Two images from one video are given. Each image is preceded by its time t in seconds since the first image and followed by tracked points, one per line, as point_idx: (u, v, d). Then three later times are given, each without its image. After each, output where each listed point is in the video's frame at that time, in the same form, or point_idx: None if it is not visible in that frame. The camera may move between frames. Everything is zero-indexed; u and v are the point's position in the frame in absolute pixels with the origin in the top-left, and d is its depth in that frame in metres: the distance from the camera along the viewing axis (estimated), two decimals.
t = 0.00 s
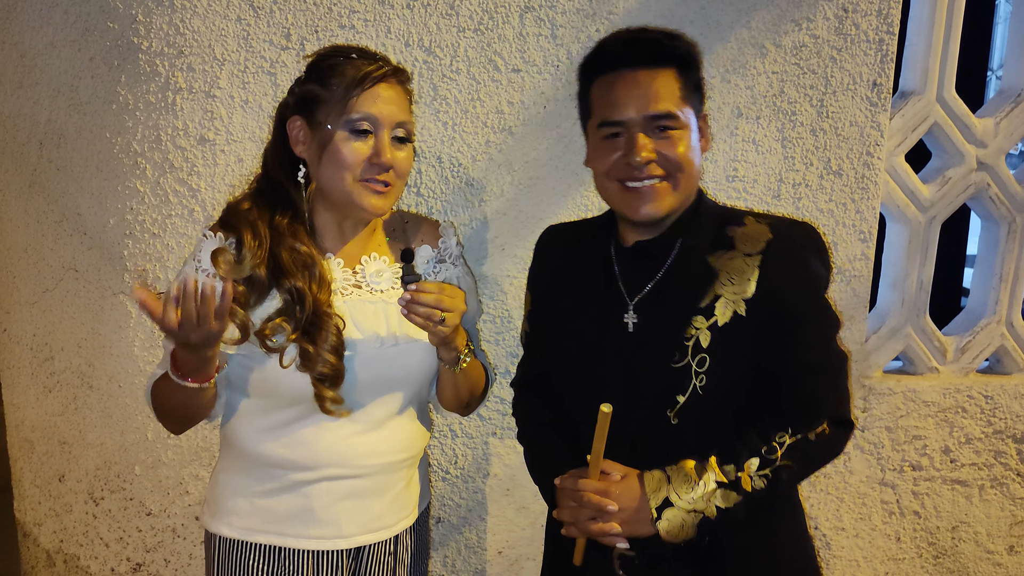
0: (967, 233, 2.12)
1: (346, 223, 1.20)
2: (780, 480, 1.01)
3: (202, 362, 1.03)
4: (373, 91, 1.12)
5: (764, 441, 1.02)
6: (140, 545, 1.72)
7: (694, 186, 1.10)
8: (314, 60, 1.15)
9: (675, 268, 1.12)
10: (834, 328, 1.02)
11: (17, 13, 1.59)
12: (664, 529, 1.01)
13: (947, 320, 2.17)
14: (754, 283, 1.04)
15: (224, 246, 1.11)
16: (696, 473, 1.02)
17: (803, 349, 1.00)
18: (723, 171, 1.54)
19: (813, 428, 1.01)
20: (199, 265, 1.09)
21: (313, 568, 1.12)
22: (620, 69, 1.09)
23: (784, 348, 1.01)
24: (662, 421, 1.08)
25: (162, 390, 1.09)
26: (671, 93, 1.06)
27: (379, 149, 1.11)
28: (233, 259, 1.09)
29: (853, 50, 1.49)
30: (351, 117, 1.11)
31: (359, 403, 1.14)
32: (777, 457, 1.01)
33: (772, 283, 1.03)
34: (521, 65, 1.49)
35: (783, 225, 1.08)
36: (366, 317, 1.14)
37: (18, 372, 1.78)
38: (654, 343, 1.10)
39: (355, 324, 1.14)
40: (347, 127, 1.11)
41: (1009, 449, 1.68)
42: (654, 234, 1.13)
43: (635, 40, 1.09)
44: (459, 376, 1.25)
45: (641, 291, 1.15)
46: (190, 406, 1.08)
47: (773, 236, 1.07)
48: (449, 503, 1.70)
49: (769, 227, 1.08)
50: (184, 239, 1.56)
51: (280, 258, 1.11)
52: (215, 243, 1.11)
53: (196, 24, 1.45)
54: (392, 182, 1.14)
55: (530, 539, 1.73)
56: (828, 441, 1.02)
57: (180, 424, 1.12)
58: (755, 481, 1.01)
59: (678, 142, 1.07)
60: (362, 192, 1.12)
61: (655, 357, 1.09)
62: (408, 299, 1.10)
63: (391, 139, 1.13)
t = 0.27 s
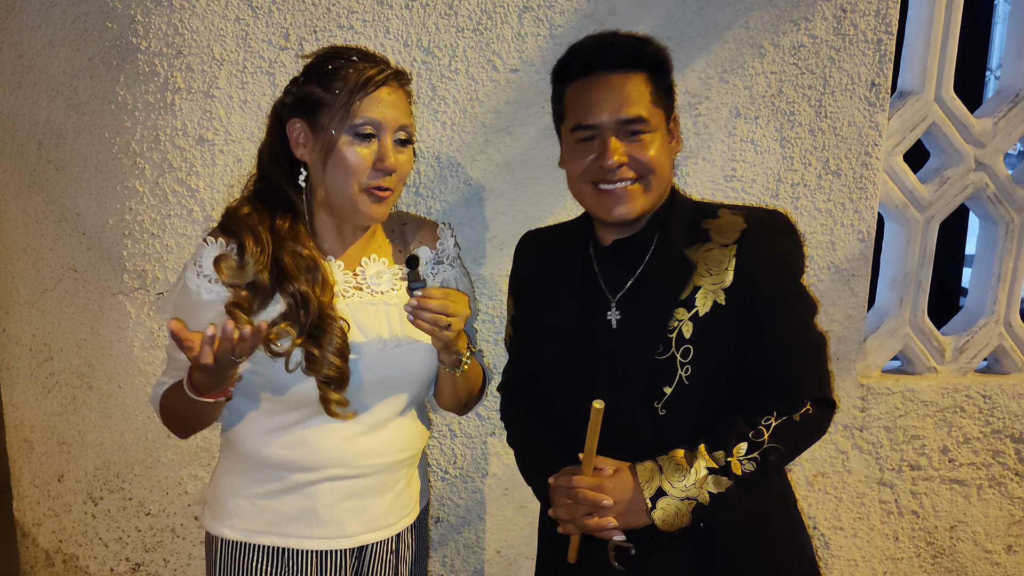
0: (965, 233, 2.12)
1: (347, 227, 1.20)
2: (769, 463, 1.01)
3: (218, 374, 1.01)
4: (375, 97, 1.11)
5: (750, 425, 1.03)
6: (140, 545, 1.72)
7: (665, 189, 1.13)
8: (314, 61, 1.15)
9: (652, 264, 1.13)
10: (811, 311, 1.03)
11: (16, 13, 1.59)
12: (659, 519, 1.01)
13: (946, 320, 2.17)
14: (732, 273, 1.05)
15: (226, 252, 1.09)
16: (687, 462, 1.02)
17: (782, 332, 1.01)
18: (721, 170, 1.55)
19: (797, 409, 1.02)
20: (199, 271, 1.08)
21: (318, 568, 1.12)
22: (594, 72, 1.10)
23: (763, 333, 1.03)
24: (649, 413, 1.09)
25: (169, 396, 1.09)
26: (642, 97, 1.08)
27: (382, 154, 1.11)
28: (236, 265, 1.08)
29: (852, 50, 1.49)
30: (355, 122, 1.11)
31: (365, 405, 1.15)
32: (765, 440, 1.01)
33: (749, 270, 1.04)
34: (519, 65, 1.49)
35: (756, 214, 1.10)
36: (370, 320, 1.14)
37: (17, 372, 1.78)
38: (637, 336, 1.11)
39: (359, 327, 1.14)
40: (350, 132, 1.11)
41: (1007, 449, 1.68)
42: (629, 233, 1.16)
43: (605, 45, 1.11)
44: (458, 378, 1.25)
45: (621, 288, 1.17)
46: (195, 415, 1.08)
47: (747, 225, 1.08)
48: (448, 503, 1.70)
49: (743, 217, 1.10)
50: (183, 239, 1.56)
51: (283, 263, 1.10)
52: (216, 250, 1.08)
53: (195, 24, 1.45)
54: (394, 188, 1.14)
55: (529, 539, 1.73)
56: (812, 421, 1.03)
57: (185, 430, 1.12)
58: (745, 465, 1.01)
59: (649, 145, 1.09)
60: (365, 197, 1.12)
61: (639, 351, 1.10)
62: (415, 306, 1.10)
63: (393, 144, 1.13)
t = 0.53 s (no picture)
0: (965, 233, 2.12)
1: (348, 228, 1.20)
2: (763, 454, 1.01)
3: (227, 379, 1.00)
4: (376, 98, 1.11)
5: (743, 417, 1.03)
6: (139, 544, 1.72)
7: (648, 193, 1.13)
8: (311, 63, 1.14)
9: (641, 263, 1.14)
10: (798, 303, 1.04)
11: (15, 12, 1.59)
12: (656, 512, 1.01)
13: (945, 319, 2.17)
14: (721, 269, 1.06)
15: (231, 254, 1.08)
16: (683, 455, 1.02)
17: (770, 325, 1.02)
18: (720, 170, 1.55)
19: (788, 400, 1.02)
20: (203, 273, 1.07)
21: (323, 568, 1.11)
22: (583, 76, 1.10)
23: (752, 326, 1.03)
24: (644, 409, 1.09)
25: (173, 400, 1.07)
26: (629, 102, 1.08)
27: (382, 155, 1.11)
28: (241, 267, 1.07)
29: (851, 50, 1.49)
30: (356, 125, 1.11)
31: (372, 406, 1.15)
32: (758, 431, 1.01)
33: (736, 264, 1.05)
34: (519, 65, 1.49)
35: (741, 212, 1.11)
36: (374, 320, 1.15)
37: (16, 372, 1.77)
38: (629, 334, 1.11)
39: (363, 328, 1.14)
40: (351, 135, 1.11)
41: (1006, 448, 1.68)
42: (616, 233, 1.17)
43: (596, 48, 1.11)
44: (459, 378, 1.26)
45: (611, 287, 1.18)
46: (198, 423, 1.06)
47: (733, 223, 1.09)
48: (448, 502, 1.70)
49: (729, 215, 1.11)
50: (182, 239, 1.56)
51: (289, 264, 1.09)
52: (221, 252, 1.08)
53: (194, 23, 1.45)
54: (394, 188, 1.15)
55: (529, 538, 1.73)
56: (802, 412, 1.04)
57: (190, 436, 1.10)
58: (739, 457, 1.01)
59: (634, 149, 1.09)
60: (365, 198, 1.12)
61: (632, 348, 1.10)
62: (426, 308, 1.11)
63: (393, 145, 1.13)
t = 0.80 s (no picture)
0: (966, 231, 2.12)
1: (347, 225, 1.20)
2: (758, 450, 1.00)
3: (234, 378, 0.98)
4: (374, 95, 1.11)
5: (738, 414, 1.02)
6: (139, 544, 1.72)
7: (644, 193, 1.12)
8: (305, 62, 1.14)
9: (637, 262, 1.14)
10: (792, 299, 1.02)
11: (15, 11, 1.58)
12: (652, 509, 1.01)
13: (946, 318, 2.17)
14: (714, 267, 1.05)
15: (231, 254, 1.08)
16: (679, 452, 1.02)
17: (762, 321, 1.00)
18: (721, 168, 1.54)
19: (783, 397, 1.01)
20: (203, 273, 1.07)
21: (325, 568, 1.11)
22: (577, 79, 1.10)
23: (745, 322, 1.02)
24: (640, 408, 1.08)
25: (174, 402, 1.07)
26: (624, 102, 1.08)
27: (381, 152, 1.11)
28: (242, 268, 1.06)
29: (852, 48, 1.49)
30: (354, 122, 1.10)
31: (375, 405, 1.15)
32: (753, 428, 1.00)
33: (729, 261, 1.04)
34: (519, 63, 1.49)
35: (736, 208, 1.10)
36: (374, 318, 1.15)
37: (16, 371, 1.77)
38: (625, 334, 1.11)
39: (364, 326, 1.14)
40: (349, 132, 1.10)
41: (1008, 447, 1.68)
42: (612, 234, 1.17)
43: (589, 48, 1.10)
44: (460, 376, 1.26)
45: (607, 288, 1.18)
46: (199, 424, 1.06)
47: (726, 220, 1.08)
48: (448, 502, 1.70)
49: (722, 212, 1.10)
50: (182, 237, 1.56)
51: (289, 263, 1.09)
52: (222, 252, 1.07)
53: (194, 22, 1.44)
54: (394, 184, 1.14)
55: (530, 537, 1.73)
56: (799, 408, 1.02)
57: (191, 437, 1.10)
58: (734, 454, 1.00)
59: (630, 150, 1.08)
60: (366, 196, 1.12)
61: (628, 348, 1.10)
62: (431, 305, 1.10)
63: (392, 142, 1.13)
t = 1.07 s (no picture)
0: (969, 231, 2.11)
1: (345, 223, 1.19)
2: (755, 455, 0.99)
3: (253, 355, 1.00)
4: (368, 88, 1.11)
5: (736, 418, 1.00)
6: (141, 543, 1.72)
7: (652, 191, 1.12)
8: (300, 62, 1.14)
9: (640, 262, 1.13)
10: (794, 302, 1.01)
11: (16, 9, 1.58)
12: (646, 511, 1.01)
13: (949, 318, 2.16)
14: (716, 270, 1.05)
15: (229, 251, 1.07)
16: (674, 454, 1.01)
17: (761, 324, 0.99)
18: (724, 167, 1.54)
19: (782, 402, 0.99)
20: (201, 271, 1.07)
21: (326, 568, 1.11)
22: (581, 79, 1.09)
23: (744, 325, 1.02)
24: (640, 410, 1.08)
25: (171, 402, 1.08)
26: (630, 101, 1.07)
27: (377, 146, 1.11)
28: (239, 265, 1.05)
29: (855, 47, 1.48)
30: (348, 116, 1.10)
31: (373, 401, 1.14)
32: (750, 433, 0.99)
33: (730, 263, 1.04)
34: (522, 62, 1.49)
35: (739, 211, 1.09)
36: (373, 316, 1.14)
37: (17, 370, 1.77)
38: (626, 335, 1.11)
39: (363, 324, 1.13)
40: (344, 125, 1.10)
41: (1011, 447, 1.68)
42: (620, 233, 1.16)
43: (594, 49, 1.10)
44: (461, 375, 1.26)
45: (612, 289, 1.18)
46: (197, 422, 1.07)
47: (730, 222, 1.07)
48: (450, 502, 1.70)
49: (725, 213, 1.09)
50: (183, 237, 1.55)
51: (286, 260, 1.08)
52: (221, 249, 1.07)
53: (196, 20, 1.44)
54: (391, 179, 1.14)
55: (532, 537, 1.73)
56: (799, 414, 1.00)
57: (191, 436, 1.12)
58: (730, 458, 0.99)
59: (637, 149, 1.08)
60: (365, 189, 1.11)
61: (629, 349, 1.09)
62: (431, 302, 1.10)
63: (387, 135, 1.13)
